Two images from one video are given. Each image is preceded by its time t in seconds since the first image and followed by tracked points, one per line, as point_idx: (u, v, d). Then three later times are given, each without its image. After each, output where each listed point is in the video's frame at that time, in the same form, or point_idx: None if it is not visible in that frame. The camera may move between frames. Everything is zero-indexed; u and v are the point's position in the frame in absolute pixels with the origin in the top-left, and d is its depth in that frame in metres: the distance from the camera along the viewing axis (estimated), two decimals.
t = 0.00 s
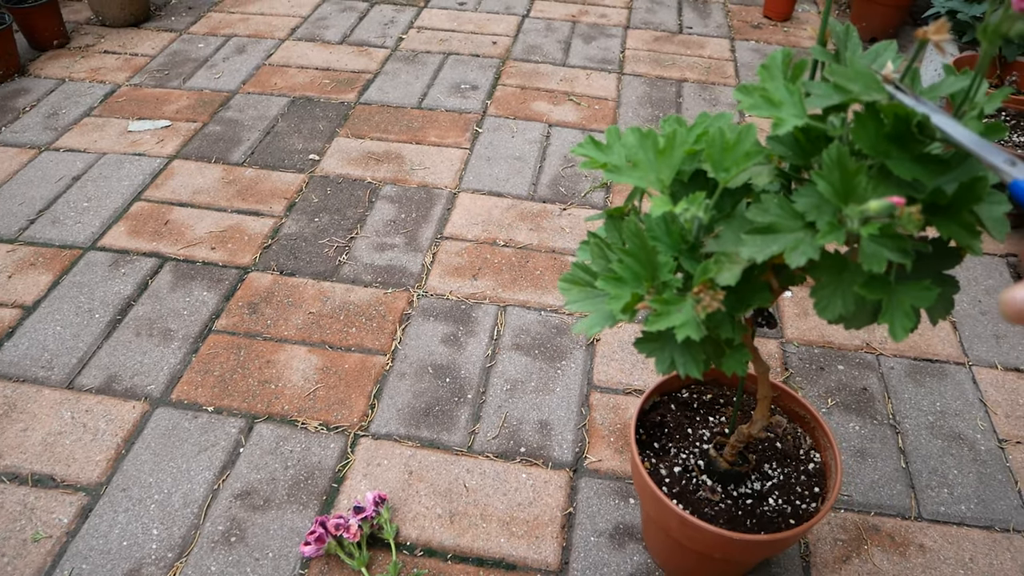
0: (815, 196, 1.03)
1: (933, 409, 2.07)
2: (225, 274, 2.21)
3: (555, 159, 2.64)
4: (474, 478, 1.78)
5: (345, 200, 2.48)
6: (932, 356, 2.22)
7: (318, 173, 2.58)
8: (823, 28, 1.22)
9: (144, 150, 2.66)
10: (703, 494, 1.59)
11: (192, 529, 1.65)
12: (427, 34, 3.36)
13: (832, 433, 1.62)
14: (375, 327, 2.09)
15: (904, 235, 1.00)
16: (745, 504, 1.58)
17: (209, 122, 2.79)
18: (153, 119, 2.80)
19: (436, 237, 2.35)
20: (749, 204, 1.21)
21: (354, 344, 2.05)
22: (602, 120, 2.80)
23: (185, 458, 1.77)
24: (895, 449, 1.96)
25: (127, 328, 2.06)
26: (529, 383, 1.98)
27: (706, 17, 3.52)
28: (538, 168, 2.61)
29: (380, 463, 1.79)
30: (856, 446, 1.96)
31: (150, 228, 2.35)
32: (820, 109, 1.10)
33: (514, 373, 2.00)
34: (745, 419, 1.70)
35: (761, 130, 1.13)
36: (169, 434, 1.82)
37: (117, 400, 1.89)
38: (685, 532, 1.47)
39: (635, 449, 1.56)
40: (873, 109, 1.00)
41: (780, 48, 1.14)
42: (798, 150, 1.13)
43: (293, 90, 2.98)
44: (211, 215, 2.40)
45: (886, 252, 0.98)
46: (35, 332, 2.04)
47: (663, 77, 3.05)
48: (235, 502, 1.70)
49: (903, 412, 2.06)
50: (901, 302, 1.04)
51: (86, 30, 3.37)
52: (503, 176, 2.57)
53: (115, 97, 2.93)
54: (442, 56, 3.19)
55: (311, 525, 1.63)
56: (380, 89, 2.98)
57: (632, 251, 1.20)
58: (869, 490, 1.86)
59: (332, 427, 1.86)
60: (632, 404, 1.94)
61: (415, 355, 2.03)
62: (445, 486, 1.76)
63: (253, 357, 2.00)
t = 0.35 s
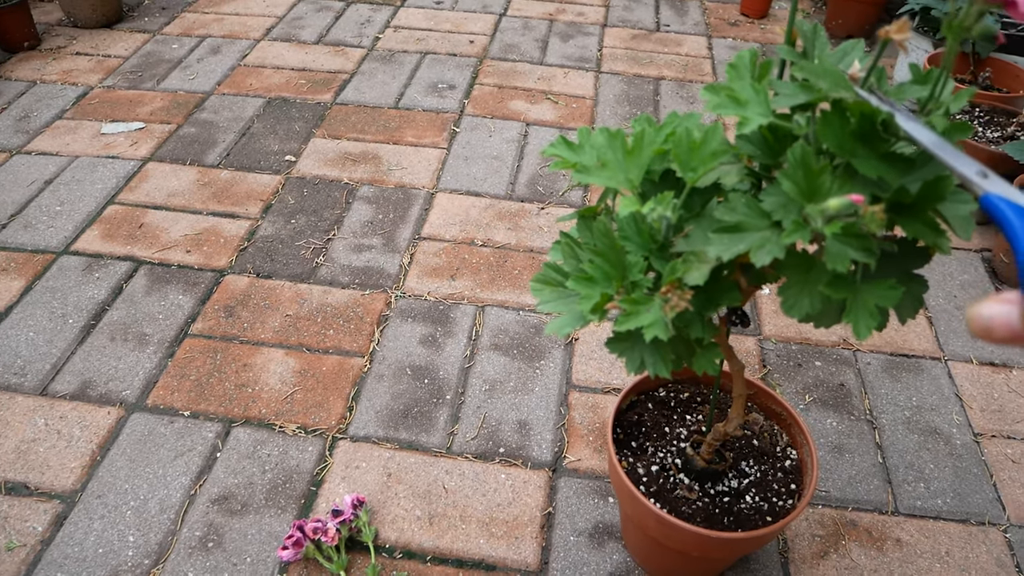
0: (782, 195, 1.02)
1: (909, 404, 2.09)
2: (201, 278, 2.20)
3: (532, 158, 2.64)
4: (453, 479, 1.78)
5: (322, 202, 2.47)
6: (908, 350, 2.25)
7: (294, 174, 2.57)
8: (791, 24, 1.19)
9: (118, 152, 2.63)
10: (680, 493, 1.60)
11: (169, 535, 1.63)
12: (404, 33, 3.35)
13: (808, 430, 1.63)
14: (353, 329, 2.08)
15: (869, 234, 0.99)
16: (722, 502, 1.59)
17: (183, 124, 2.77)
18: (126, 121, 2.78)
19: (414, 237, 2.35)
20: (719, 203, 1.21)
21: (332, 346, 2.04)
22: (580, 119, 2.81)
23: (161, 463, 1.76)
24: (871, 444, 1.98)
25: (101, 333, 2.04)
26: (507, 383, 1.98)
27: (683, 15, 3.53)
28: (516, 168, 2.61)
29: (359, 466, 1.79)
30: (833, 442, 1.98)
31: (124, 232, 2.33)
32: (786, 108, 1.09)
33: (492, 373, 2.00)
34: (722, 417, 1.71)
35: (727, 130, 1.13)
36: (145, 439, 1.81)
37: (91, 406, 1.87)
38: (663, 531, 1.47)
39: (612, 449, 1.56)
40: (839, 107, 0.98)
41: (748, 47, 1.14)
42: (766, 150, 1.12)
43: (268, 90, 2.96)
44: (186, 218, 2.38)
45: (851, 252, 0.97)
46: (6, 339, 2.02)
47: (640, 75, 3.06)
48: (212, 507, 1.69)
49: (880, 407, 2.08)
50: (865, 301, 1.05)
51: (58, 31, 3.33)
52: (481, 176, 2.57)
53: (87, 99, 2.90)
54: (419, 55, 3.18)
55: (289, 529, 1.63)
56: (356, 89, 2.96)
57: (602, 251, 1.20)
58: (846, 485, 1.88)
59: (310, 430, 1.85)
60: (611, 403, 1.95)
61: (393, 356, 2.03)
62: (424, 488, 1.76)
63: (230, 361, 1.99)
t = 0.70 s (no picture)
0: (751, 211, 1.01)
1: (884, 412, 2.11)
2: (175, 292, 2.18)
3: (510, 170, 2.65)
4: (431, 494, 1.77)
5: (299, 214, 2.45)
6: (883, 359, 2.27)
7: (271, 187, 2.55)
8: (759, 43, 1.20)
9: (91, 165, 2.60)
10: (656, 506, 1.60)
11: (142, 556, 1.61)
12: (382, 44, 3.34)
13: (782, 441, 1.64)
14: (329, 343, 2.07)
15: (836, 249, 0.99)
16: (698, 514, 1.60)
17: (158, 136, 2.75)
18: (100, 133, 2.75)
19: (391, 250, 2.34)
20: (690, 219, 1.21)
21: (309, 361, 2.03)
22: (557, 130, 2.82)
23: (134, 483, 1.74)
24: (847, 453, 1.99)
25: (73, 349, 2.01)
26: (485, 397, 1.98)
27: (660, 27, 3.56)
28: (493, 179, 2.61)
29: (335, 482, 1.77)
30: (809, 452, 2.00)
31: (97, 246, 2.30)
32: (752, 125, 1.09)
33: (470, 387, 2.00)
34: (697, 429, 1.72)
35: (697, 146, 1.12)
36: (118, 458, 1.79)
37: (62, 424, 1.84)
38: (639, 544, 1.47)
39: (588, 463, 1.56)
40: (804, 125, 0.98)
41: (715, 65, 1.12)
42: (735, 167, 1.11)
43: (245, 102, 2.94)
44: (160, 231, 2.36)
45: (819, 266, 0.97)
46: None
47: (618, 87, 3.08)
48: (186, 526, 1.67)
49: (855, 416, 2.10)
50: (835, 315, 1.05)
51: (31, 41, 3.29)
52: (459, 188, 2.57)
53: (61, 110, 2.87)
54: (397, 66, 3.18)
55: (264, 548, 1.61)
56: (334, 101, 2.96)
57: (575, 269, 1.19)
58: (823, 495, 1.89)
59: (286, 446, 1.83)
60: (588, 416, 1.95)
61: (370, 371, 2.02)
62: (401, 504, 1.75)
63: (204, 377, 1.97)
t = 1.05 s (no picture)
0: (719, 209, 1.01)
1: (860, 416, 2.14)
2: (150, 311, 2.16)
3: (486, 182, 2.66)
4: (411, 509, 1.76)
5: (274, 230, 2.44)
6: (858, 363, 2.30)
7: (246, 203, 2.54)
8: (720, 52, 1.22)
9: (63, 184, 2.57)
10: (636, 515, 1.61)
11: None
12: (356, 58, 3.35)
13: (759, 447, 1.66)
14: (307, 359, 2.06)
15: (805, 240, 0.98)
16: (677, 522, 1.61)
17: (130, 153, 2.73)
18: (71, 151, 2.72)
19: (368, 264, 2.34)
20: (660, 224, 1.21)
21: (286, 377, 2.02)
22: (532, 141, 2.84)
23: (110, 504, 1.72)
24: (824, 458, 2.02)
25: (45, 371, 1.99)
26: (464, 409, 1.98)
27: (632, 37, 3.60)
28: (469, 192, 2.62)
29: (315, 499, 1.76)
30: (788, 457, 2.02)
31: (69, 266, 2.28)
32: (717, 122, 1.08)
33: (448, 400, 2.00)
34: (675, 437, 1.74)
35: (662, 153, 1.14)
36: (93, 480, 1.76)
37: (36, 448, 1.82)
38: (619, 554, 1.48)
39: (567, 474, 1.57)
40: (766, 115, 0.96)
41: (678, 70, 1.12)
42: (702, 168, 1.11)
43: (218, 118, 2.93)
44: (134, 249, 2.34)
45: (788, 257, 0.95)
46: None
47: (591, 97, 3.11)
48: (164, 548, 1.65)
49: (831, 420, 2.12)
50: (806, 306, 1.03)
51: None
52: (435, 201, 2.58)
53: (30, 128, 2.84)
54: (371, 80, 3.19)
55: (244, 567, 1.60)
56: (308, 115, 2.96)
57: (547, 278, 1.19)
58: (802, 499, 1.92)
59: (265, 464, 1.82)
60: (568, 426, 1.96)
61: (348, 386, 2.01)
62: (382, 519, 1.74)
63: (181, 396, 1.95)
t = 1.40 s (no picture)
0: (709, 211, 1.01)
1: (849, 410, 2.17)
2: (139, 307, 2.15)
3: (474, 177, 2.66)
4: (403, 505, 1.77)
5: (263, 226, 2.44)
6: (847, 357, 2.33)
7: (234, 199, 2.53)
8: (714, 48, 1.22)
9: (49, 180, 2.55)
10: (628, 510, 1.63)
11: None
12: (344, 53, 3.33)
13: (751, 442, 1.68)
14: (297, 355, 2.06)
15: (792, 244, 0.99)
16: (669, 517, 1.63)
17: (117, 149, 2.71)
18: (57, 148, 2.70)
19: (357, 260, 2.34)
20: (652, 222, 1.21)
21: (276, 373, 2.02)
22: (521, 136, 2.84)
23: (101, 501, 1.72)
24: (814, 452, 2.04)
25: (34, 369, 1.98)
26: (455, 405, 1.99)
27: (621, 31, 3.60)
28: (459, 187, 2.63)
29: (307, 495, 1.77)
30: (778, 451, 2.04)
31: (57, 262, 2.26)
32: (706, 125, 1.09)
33: (439, 396, 2.01)
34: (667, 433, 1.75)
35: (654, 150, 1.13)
36: (83, 477, 1.76)
37: (25, 445, 1.81)
38: (612, 549, 1.50)
39: (560, 470, 1.58)
40: (752, 120, 0.98)
41: (668, 70, 1.13)
42: (693, 168, 1.13)
43: (205, 113, 2.91)
44: (122, 246, 2.33)
45: (776, 261, 0.97)
46: None
47: (579, 92, 3.12)
48: (155, 544, 1.65)
49: (821, 415, 2.15)
50: (794, 310, 1.04)
51: None
52: (424, 197, 2.58)
53: (15, 124, 2.81)
54: (359, 75, 3.18)
55: (236, 563, 1.60)
56: (296, 111, 2.94)
57: (540, 275, 1.19)
58: (792, 493, 1.94)
59: (256, 460, 1.82)
60: (559, 421, 1.97)
61: (339, 382, 2.02)
62: (374, 515, 1.75)
63: (171, 393, 1.95)
